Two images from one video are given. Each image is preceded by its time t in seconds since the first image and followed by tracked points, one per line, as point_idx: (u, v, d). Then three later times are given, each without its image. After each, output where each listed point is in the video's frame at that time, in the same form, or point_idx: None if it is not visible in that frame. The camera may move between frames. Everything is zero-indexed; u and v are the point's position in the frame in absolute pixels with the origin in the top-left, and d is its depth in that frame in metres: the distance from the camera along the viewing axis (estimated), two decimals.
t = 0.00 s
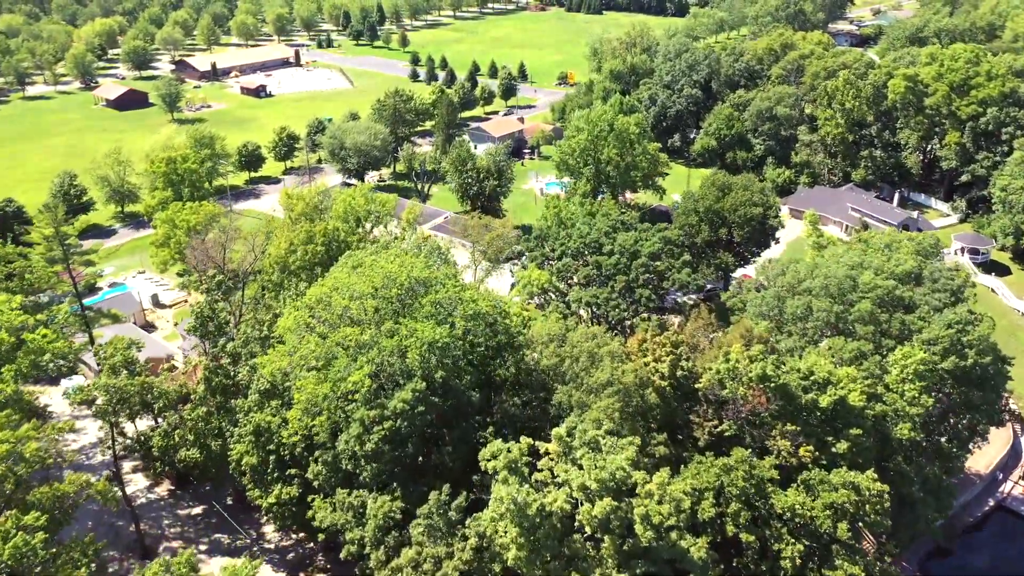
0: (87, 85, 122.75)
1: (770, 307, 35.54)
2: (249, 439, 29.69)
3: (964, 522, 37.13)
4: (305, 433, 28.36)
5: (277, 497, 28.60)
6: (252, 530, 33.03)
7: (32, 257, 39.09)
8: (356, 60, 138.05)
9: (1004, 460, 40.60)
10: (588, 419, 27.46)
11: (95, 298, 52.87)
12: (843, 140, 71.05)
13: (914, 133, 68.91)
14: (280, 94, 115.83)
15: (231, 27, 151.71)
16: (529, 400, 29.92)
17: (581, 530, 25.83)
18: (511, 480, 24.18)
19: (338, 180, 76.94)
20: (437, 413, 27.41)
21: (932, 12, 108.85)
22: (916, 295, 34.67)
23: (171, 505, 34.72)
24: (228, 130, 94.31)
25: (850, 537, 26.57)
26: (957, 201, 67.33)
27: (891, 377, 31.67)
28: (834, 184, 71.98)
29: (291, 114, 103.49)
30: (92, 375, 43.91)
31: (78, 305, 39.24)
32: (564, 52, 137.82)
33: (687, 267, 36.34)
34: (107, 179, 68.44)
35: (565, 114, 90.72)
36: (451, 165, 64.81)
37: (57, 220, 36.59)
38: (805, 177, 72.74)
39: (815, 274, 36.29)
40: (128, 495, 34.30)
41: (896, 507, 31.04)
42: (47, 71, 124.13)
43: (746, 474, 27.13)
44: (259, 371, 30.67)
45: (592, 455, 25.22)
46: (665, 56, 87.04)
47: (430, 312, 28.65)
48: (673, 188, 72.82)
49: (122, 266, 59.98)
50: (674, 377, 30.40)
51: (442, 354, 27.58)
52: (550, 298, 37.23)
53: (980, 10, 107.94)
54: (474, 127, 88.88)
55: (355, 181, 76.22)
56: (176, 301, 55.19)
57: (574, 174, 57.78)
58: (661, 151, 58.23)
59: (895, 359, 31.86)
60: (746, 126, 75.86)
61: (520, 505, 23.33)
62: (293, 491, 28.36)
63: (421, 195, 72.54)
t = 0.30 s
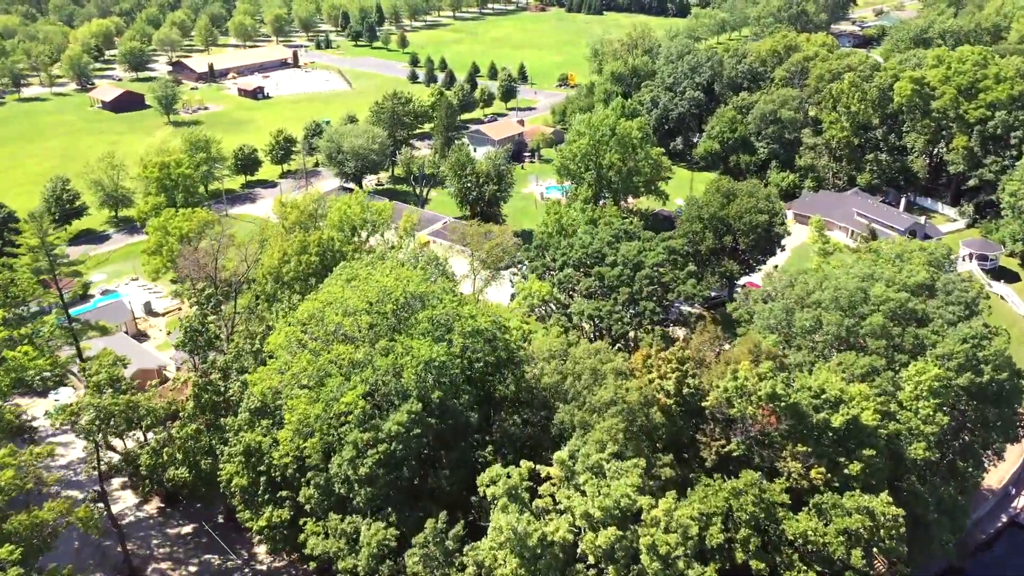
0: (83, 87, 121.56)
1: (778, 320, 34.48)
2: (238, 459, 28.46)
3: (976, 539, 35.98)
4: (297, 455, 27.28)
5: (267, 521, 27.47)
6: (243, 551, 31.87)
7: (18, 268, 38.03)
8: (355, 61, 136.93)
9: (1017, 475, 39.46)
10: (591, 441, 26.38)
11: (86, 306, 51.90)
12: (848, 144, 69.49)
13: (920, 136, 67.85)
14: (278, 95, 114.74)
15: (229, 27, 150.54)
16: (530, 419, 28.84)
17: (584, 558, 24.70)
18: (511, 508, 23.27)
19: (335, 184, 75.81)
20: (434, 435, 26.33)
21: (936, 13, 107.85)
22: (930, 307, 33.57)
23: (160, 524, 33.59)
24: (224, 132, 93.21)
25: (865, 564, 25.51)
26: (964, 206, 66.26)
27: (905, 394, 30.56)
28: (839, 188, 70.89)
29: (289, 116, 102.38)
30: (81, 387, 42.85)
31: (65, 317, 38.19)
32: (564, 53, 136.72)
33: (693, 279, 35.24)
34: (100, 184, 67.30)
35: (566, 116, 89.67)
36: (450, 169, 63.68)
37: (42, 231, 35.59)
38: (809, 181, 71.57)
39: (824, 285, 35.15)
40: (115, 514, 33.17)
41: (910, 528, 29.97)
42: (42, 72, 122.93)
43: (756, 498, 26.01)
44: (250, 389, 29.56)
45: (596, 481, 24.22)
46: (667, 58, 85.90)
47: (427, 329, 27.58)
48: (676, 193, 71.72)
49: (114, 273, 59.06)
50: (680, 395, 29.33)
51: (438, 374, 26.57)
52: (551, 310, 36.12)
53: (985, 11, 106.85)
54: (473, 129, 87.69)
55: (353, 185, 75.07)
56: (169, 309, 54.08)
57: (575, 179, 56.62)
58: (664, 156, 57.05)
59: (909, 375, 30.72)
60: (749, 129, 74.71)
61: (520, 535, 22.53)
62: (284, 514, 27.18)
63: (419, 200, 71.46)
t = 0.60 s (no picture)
0: (79, 88, 120.37)
1: (787, 334, 33.38)
2: (228, 481, 27.31)
3: (990, 558, 34.72)
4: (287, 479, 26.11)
5: (257, 545, 26.25)
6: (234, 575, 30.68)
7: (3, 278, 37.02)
8: (353, 62, 135.79)
9: None
10: (595, 465, 25.26)
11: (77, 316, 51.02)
12: (854, 148, 68.57)
13: (927, 140, 66.80)
14: (275, 97, 113.66)
15: (226, 28, 149.33)
16: (531, 440, 27.80)
17: None
18: (511, 539, 22.20)
19: (333, 188, 74.73)
20: (429, 459, 25.27)
21: (940, 14, 106.79)
22: (943, 321, 32.40)
23: (149, 544, 32.41)
24: (221, 135, 92.14)
25: None
26: (972, 211, 65.19)
27: (919, 412, 29.43)
28: (845, 192, 69.80)
29: (286, 118, 101.25)
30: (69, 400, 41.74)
31: (51, 328, 37.08)
32: (565, 54, 135.63)
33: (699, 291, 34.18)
34: (93, 189, 66.14)
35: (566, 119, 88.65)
36: (449, 174, 62.58)
37: (27, 242, 34.58)
38: (814, 186, 70.45)
39: (835, 297, 34.05)
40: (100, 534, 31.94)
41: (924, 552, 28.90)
42: (37, 74, 121.69)
43: (767, 525, 24.88)
44: (240, 409, 28.52)
45: (600, 510, 23.15)
46: (669, 60, 84.76)
47: (423, 348, 26.54)
48: (678, 197, 70.62)
49: (107, 280, 58.05)
50: (686, 414, 28.30)
51: (434, 396, 25.63)
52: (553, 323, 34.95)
53: (989, 12, 105.83)
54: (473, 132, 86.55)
55: (351, 190, 73.96)
56: (161, 317, 52.93)
57: (576, 184, 55.47)
58: (667, 161, 55.93)
59: (924, 393, 29.60)
60: (753, 133, 73.54)
61: (521, 569, 21.43)
62: (275, 538, 25.94)
63: (418, 205, 70.39)
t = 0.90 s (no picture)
0: (75, 90, 119.32)
1: (797, 349, 32.27)
2: (216, 506, 26.15)
3: None
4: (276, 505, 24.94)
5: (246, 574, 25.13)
6: None
7: None
8: (352, 64, 134.67)
9: None
10: (597, 492, 24.20)
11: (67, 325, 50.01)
12: (860, 152, 67.45)
13: (934, 144, 65.79)
14: (273, 99, 112.58)
15: (224, 29, 148.26)
16: (532, 462, 26.71)
17: None
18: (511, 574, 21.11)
19: (330, 192, 73.68)
20: (425, 486, 24.14)
21: (945, 16, 105.78)
22: (958, 336, 31.34)
23: (137, 565, 31.26)
24: (218, 138, 91.03)
25: None
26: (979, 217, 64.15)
27: (935, 432, 28.31)
28: (850, 197, 68.75)
29: (284, 121, 100.15)
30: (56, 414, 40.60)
31: (35, 343, 35.90)
32: (565, 56, 134.55)
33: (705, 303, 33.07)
34: (86, 194, 65.04)
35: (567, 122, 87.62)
36: (448, 179, 61.49)
37: (10, 254, 33.48)
38: (818, 191, 69.37)
39: (845, 311, 32.94)
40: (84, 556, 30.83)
41: None
42: (33, 76, 120.63)
43: (779, 553, 23.74)
44: (228, 430, 27.35)
45: (604, 542, 22.05)
46: (671, 62, 83.65)
47: (419, 368, 25.39)
48: (681, 202, 69.55)
49: (99, 288, 56.96)
50: (693, 435, 27.22)
51: (430, 419, 24.45)
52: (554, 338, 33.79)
53: (994, 13, 104.77)
54: (472, 135, 85.46)
55: (348, 194, 72.86)
56: (153, 326, 51.74)
57: (577, 190, 54.31)
58: (671, 166, 54.82)
59: (939, 413, 28.52)
60: (756, 136, 72.45)
61: None
62: (264, 568, 24.81)
63: (416, 210, 69.30)
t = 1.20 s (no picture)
0: (71, 92, 118.10)
1: (807, 366, 31.12)
2: (203, 533, 24.85)
3: None
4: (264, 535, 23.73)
5: None
6: None
7: None
8: (351, 65, 133.54)
9: None
10: (602, 522, 23.35)
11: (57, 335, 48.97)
12: (865, 156, 66.35)
13: (941, 149, 64.69)
14: (270, 101, 111.40)
15: (222, 30, 147.07)
16: (533, 488, 25.53)
17: None
18: None
19: (328, 197, 72.49)
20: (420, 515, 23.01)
21: (950, 17, 104.45)
22: (975, 352, 30.19)
23: None
24: (214, 141, 89.85)
25: None
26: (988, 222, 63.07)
27: (952, 454, 27.17)
28: (855, 202, 67.60)
29: (281, 123, 98.95)
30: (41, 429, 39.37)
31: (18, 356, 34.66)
32: (566, 57, 133.41)
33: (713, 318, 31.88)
34: (78, 200, 63.79)
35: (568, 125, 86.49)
36: (447, 184, 60.33)
37: None
38: (823, 196, 68.23)
39: (857, 326, 31.83)
40: None
41: None
42: (28, 77, 119.38)
43: None
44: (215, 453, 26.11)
45: None
46: (673, 64, 82.52)
47: (414, 391, 24.25)
48: (684, 207, 68.38)
49: (91, 296, 55.80)
50: (701, 459, 26.12)
51: (427, 445, 23.28)
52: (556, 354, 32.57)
53: (999, 14, 103.71)
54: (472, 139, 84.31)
55: (346, 199, 71.63)
56: (146, 335, 50.49)
57: (580, 196, 53.11)
58: (674, 172, 53.69)
59: (957, 433, 27.38)
60: (760, 140, 71.28)
61: None
62: None
63: (414, 215, 68.16)
